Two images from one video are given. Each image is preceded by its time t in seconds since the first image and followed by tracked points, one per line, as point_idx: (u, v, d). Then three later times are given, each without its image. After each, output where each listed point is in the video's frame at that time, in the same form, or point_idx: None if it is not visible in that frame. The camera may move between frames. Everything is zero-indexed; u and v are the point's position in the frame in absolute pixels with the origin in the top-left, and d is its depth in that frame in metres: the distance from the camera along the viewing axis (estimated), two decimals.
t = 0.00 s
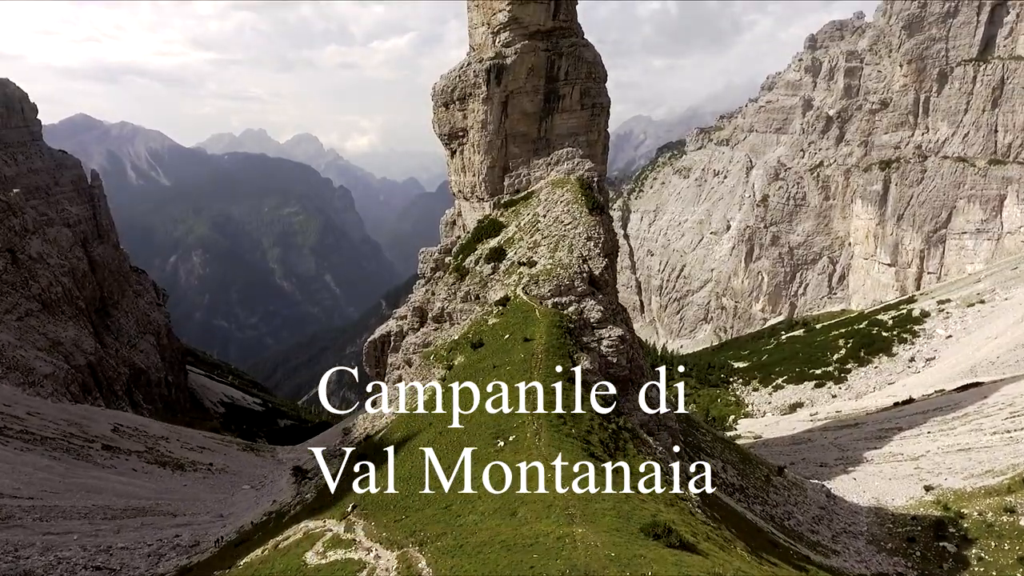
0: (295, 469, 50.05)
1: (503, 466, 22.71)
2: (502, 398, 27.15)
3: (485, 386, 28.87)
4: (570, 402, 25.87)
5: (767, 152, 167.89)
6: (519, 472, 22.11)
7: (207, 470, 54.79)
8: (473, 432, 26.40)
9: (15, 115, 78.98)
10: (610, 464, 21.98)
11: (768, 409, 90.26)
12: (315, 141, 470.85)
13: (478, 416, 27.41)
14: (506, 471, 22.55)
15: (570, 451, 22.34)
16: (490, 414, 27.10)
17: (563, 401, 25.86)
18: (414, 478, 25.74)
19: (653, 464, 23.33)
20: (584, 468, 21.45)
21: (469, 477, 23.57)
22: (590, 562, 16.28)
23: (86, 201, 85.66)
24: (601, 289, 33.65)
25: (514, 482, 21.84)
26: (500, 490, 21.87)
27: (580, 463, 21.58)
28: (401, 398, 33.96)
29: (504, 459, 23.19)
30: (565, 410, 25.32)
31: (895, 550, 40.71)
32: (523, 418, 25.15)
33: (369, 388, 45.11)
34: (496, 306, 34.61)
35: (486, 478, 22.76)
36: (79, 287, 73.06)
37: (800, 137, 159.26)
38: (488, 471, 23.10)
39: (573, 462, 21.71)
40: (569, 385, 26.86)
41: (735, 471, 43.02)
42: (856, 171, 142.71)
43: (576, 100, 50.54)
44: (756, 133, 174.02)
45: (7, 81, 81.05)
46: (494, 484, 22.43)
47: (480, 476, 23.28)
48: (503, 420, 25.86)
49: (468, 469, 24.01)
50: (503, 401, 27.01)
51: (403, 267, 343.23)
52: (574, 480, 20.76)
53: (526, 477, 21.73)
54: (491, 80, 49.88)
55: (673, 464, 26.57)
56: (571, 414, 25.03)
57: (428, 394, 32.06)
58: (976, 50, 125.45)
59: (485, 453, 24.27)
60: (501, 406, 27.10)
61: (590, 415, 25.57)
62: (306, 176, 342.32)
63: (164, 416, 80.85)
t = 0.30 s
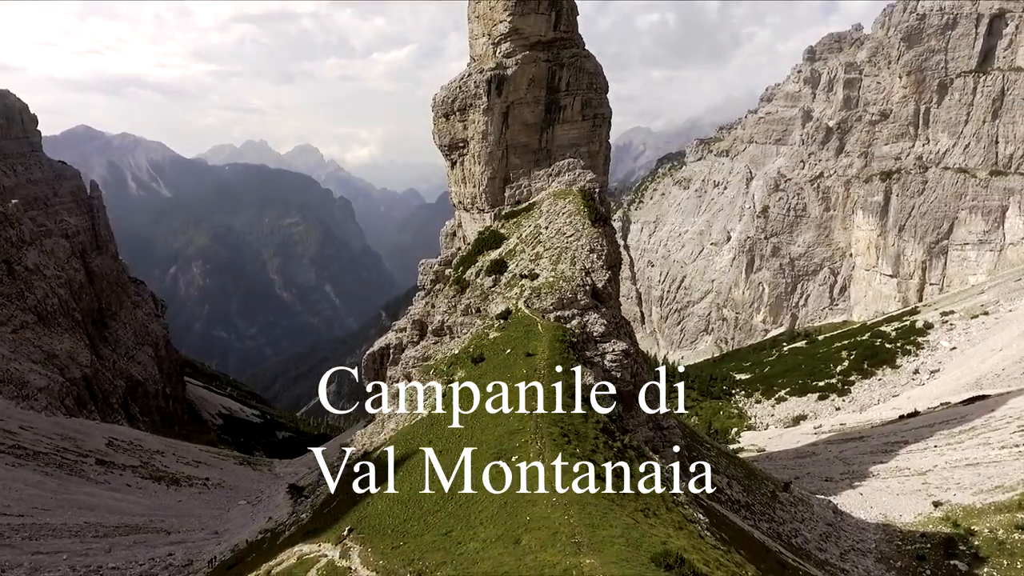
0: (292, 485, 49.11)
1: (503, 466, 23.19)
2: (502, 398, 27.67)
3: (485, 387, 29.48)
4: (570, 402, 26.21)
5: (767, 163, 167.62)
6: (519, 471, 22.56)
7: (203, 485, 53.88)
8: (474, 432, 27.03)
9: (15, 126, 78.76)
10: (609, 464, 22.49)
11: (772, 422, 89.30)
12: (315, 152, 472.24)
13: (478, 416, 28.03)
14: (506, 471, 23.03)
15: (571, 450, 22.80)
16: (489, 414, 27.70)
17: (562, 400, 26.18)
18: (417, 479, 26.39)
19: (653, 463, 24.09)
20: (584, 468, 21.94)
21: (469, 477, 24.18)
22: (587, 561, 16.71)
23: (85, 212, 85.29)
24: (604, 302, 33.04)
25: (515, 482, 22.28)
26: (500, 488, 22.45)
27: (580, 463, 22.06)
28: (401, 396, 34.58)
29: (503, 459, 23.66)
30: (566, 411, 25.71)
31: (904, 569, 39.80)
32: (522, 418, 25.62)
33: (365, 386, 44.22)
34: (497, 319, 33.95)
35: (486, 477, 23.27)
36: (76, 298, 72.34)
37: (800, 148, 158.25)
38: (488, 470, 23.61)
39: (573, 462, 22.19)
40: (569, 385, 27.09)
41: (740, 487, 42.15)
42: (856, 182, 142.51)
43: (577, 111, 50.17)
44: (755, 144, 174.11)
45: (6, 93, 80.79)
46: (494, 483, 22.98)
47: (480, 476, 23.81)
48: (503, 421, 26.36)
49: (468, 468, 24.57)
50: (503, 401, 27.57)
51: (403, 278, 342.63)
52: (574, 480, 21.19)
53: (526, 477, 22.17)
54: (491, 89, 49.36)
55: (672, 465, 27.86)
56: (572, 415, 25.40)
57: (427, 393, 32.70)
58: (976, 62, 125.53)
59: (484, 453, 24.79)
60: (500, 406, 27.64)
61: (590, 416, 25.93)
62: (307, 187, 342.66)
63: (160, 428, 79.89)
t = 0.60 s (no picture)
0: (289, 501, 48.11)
1: (503, 465, 23.81)
2: (502, 398, 28.35)
3: (485, 387, 30.20)
4: (570, 402, 26.59)
5: (767, 174, 167.41)
6: (519, 470, 23.17)
7: (198, 501, 52.91)
8: (475, 432, 27.76)
9: (15, 137, 78.38)
10: (610, 464, 23.09)
11: (775, 435, 88.24)
12: (315, 163, 473.30)
13: (479, 416, 28.76)
14: (505, 470, 23.64)
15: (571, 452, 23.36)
16: (490, 414, 28.45)
17: (563, 400, 26.60)
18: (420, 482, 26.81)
19: (652, 464, 25.09)
20: (584, 468, 22.66)
21: (469, 477, 24.92)
22: None
23: (83, 224, 84.81)
24: (608, 315, 32.41)
25: (514, 481, 22.91)
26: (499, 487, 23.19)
27: (580, 463, 22.77)
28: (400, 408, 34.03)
29: (503, 459, 24.28)
30: (566, 411, 26.12)
31: None
32: (523, 419, 26.25)
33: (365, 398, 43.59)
34: (498, 333, 33.27)
35: (486, 476, 23.94)
36: (73, 310, 71.74)
37: (799, 159, 157.93)
38: (488, 470, 24.26)
39: (573, 462, 22.85)
40: (569, 384, 27.46)
41: (746, 503, 41.27)
42: (856, 193, 142.20)
43: (578, 122, 49.74)
44: (754, 155, 174.02)
45: (6, 104, 80.45)
46: (493, 483, 23.62)
47: (480, 476, 24.51)
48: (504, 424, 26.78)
49: (468, 468, 25.31)
50: (503, 401, 28.26)
51: (403, 288, 341.98)
52: (574, 480, 21.86)
53: (526, 476, 22.76)
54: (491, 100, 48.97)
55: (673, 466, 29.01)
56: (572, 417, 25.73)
57: (428, 393, 33.29)
58: (975, 73, 125.39)
59: (484, 454, 25.51)
60: (500, 406, 28.35)
61: (589, 415, 26.36)
62: (307, 198, 343.19)
63: (157, 441, 78.89)
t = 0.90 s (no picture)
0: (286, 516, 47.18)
1: (503, 466, 24.54)
2: (502, 398, 28.95)
3: (484, 387, 30.72)
4: (570, 402, 26.97)
5: (767, 185, 167.24)
6: (519, 471, 23.85)
7: (194, 516, 51.90)
8: (476, 432, 28.39)
9: (14, 147, 78.02)
10: (610, 465, 23.62)
11: (778, 447, 87.25)
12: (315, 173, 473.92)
13: (479, 416, 29.38)
14: (506, 471, 24.33)
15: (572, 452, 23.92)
16: (490, 414, 29.10)
17: (562, 401, 27.00)
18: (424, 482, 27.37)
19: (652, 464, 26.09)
20: (584, 468, 23.20)
21: (470, 477, 25.59)
22: None
23: (82, 234, 84.32)
24: (611, 328, 31.88)
25: (515, 482, 23.64)
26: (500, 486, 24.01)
27: (580, 464, 23.34)
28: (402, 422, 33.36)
29: (503, 460, 24.97)
30: (566, 411, 26.52)
31: None
32: (524, 419, 26.83)
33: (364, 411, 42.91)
34: (499, 346, 32.66)
35: (487, 477, 24.64)
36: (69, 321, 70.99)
37: (799, 170, 157.77)
38: (488, 470, 24.97)
39: (573, 462, 23.41)
40: (569, 383, 27.79)
41: (752, 519, 40.40)
42: (857, 204, 141.94)
43: (580, 132, 49.32)
44: (754, 165, 173.97)
45: (5, 115, 80.22)
46: (494, 483, 24.34)
47: (480, 476, 25.22)
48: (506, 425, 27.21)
49: (468, 469, 26.02)
50: (503, 401, 28.84)
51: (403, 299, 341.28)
52: (574, 480, 22.46)
53: (526, 477, 23.42)
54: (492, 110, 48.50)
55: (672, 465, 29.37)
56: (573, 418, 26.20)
57: (427, 390, 34.00)
58: (974, 84, 125.12)
59: (484, 454, 26.23)
60: (500, 406, 28.98)
61: (589, 415, 26.72)
62: (307, 208, 343.49)
63: (154, 454, 77.90)
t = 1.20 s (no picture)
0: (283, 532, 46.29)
1: (503, 466, 25.21)
2: (502, 398, 29.30)
3: (485, 388, 31.07)
4: (570, 402, 27.25)
5: (767, 195, 167.17)
6: (519, 471, 24.47)
7: (190, 531, 50.97)
8: (476, 431, 28.78)
9: (14, 158, 77.65)
10: (610, 464, 24.12)
11: (782, 459, 86.31)
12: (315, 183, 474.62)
13: (479, 415, 29.74)
14: (506, 471, 24.97)
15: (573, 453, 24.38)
16: (490, 414, 29.43)
17: (563, 401, 27.29)
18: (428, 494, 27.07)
19: (652, 464, 26.66)
20: (584, 468, 23.68)
21: (470, 477, 26.17)
22: None
23: (81, 245, 83.80)
24: (615, 341, 31.29)
25: (515, 482, 24.21)
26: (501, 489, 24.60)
27: (580, 463, 23.82)
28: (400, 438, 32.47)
29: (503, 461, 25.57)
30: (566, 411, 26.86)
31: None
32: (525, 419, 27.31)
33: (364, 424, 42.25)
34: (501, 359, 32.05)
35: (487, 477, 25.33)
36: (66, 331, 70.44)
37: (799, 180, 157.66)
38: (488, 471, 25.60)
39: (573, 462, 23.89)
40: (569, 385, 27.96)
41: (759, 536, 39.57)
42: (857, 214, 141.76)
43: (581, 142, 49.02)
44: (754, 176, 174.01)
45: (6, 125, 79.98)
46: (494, 485, 25.01)
47: (481, 477, 25.84)
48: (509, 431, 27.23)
49: (469, 468, 26.54)
50: (503, 401, 29.22)
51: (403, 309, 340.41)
52: (574, 481, 23.02)
53: (527, 478, 24.05)
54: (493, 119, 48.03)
55: (672, 463, 29.41)
56: (577, 426, 26.10)
57: (427, 392, 34.11)
58: (974, 94, 124.89)
59: (484, 454, 26.79)
60: (500, 406, 29.34)
61: (589, 417, 26.93)
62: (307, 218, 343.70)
63: (151, 467, 76.95)
